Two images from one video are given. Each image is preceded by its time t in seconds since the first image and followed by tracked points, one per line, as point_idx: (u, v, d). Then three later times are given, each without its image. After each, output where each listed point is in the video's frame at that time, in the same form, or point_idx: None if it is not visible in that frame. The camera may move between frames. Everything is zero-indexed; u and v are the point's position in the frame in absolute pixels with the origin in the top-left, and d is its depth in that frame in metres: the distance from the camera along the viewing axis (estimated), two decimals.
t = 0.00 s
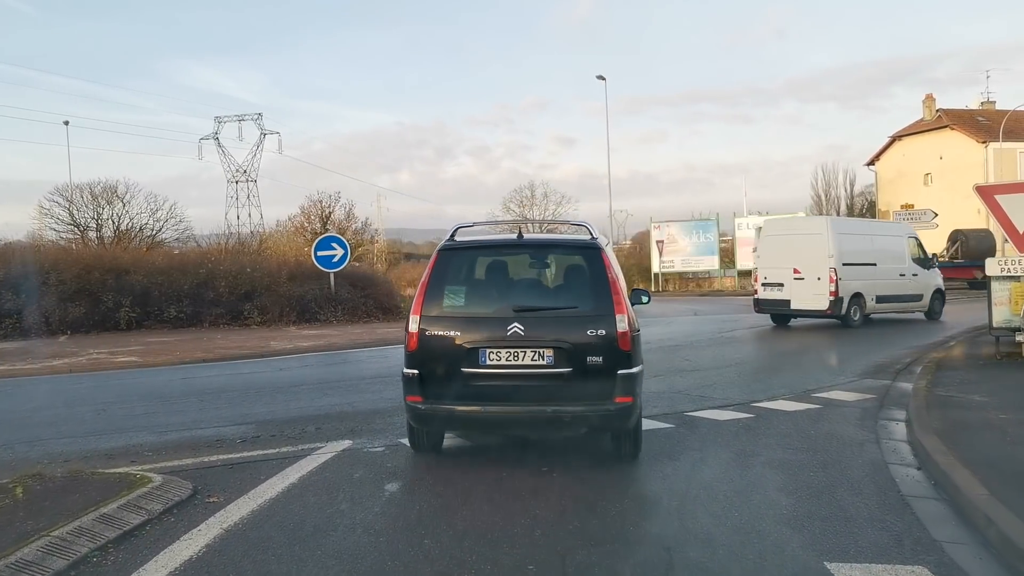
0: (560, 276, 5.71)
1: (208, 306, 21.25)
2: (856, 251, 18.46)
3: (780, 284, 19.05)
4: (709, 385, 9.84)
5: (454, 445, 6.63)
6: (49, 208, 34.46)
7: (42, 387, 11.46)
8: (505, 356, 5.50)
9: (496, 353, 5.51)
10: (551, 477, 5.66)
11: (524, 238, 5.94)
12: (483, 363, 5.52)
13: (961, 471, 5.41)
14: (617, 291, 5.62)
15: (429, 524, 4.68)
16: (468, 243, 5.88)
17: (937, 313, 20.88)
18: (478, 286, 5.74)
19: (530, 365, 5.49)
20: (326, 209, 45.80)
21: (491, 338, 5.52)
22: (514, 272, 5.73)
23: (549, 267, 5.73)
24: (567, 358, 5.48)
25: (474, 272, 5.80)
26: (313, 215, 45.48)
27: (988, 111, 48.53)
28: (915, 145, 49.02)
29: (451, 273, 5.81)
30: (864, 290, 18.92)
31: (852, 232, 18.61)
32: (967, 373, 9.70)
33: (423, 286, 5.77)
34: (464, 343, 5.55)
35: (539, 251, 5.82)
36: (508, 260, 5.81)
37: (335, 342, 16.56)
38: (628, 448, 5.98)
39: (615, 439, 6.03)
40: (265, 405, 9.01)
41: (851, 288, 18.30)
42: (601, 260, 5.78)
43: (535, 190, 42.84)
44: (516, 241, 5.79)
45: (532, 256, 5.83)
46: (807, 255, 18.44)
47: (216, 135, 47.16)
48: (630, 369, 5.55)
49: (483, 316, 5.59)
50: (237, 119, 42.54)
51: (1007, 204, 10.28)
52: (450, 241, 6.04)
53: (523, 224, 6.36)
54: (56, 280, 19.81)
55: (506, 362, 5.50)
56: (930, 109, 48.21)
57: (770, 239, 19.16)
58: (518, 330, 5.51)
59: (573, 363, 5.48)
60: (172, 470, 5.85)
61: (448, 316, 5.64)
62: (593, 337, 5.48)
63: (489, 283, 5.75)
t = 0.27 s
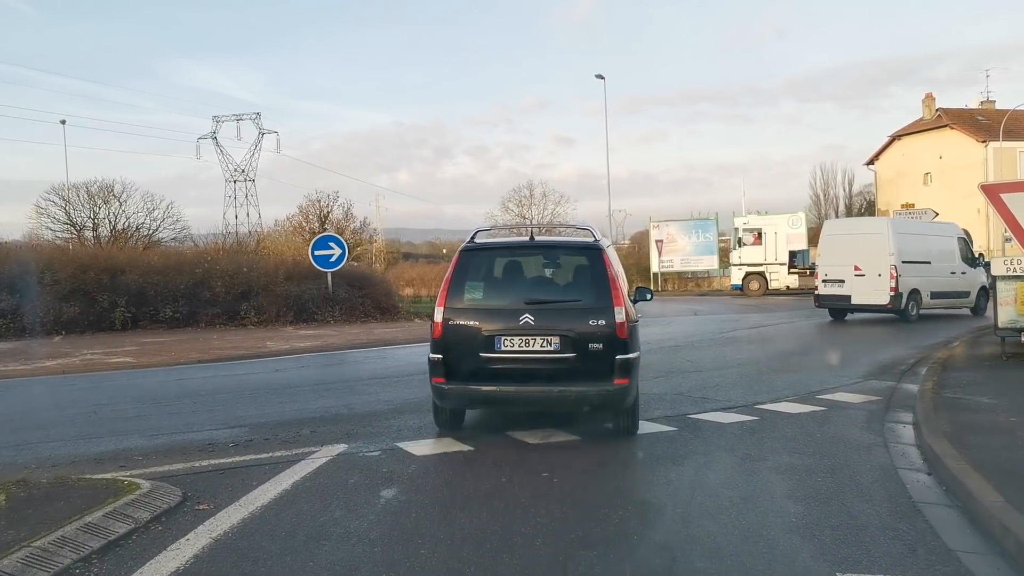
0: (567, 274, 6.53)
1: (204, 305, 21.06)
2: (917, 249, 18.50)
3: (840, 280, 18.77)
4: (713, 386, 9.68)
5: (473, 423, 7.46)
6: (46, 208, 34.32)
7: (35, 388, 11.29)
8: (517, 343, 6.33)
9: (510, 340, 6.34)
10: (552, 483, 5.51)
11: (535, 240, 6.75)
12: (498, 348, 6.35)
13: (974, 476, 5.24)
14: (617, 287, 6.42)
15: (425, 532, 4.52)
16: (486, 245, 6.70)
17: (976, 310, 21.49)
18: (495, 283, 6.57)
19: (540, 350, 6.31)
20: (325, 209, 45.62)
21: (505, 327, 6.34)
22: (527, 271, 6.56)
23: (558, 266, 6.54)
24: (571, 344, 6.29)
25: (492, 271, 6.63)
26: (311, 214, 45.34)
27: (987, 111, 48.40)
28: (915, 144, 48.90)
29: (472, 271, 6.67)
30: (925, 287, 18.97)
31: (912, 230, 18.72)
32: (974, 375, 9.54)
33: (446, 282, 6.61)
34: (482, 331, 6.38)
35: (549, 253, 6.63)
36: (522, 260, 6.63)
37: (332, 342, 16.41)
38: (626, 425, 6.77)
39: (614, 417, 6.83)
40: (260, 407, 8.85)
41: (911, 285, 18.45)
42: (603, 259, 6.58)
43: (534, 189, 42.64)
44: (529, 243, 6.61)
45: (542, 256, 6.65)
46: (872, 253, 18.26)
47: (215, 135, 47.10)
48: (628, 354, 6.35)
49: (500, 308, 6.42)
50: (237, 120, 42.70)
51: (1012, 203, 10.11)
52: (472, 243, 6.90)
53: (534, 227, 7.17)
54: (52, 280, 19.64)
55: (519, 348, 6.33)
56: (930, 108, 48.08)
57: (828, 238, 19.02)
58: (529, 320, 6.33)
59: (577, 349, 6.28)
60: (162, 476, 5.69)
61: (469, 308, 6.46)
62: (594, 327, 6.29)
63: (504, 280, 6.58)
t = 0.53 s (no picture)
0: (574, 273, 7.37)
1: (199, 306, 20.82)
2: (967, 249, 19.89)
3: (894, 279, 20.06)
4: (716, 389, 9.47)
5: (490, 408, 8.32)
6: (41, 207, 34.03)
7: (24, 391, 11.06)
8: (529, 334, 7.19)
9: (523, 332, 7.21)
10: (553, 490, 5.30)
11: (546, 244, 7.61)
12: (513, 339, 7.22)
13: (994, 486, 5.03)
14: (618, 285, 7.28)
15: (420, 545, 4.31)
16: (503, 248, 7.54)
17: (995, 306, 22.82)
18: (510, 282, 7.42)
19: (551, 341, 7.17)
20: (323, 208, 45.36)
21: (519, 319, 7.20)
22: (538, 270, 7.40)
23: (565, 266, 7.40)
24: (577, 334, 7.14)
25: (507, 271, 7.48)
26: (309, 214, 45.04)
27: (988, 110, 48.21)
28: (915, 144, 48.68)
29: (490, 271, 7.51)
30: (970, 285, 20.39)
31: (961, 232, 20.12)
32: (984, 377, 9.32)
33: (467, 281, 7.47)
34: (499, 324, 7.25)
35: (558, 255, 7.48)
36: (535, 261, 7.48)
37: (328, 343, 16.19)
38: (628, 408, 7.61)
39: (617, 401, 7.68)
40: (252, 411, 8.62)
41: (961, 283, 19.85)
42: (606, 260, 7.43)
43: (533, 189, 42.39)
44: (541, 246, 7.46)
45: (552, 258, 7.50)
46: (925, 253, 19.50)
47: (213, 134, 46.79)
48: (628, 344, 7.21)
49: (514, 304, 7.28)
50: (235, 119, 42.42)
51: (1021, 201, 9.88)
52: (489, 246, 7.74)
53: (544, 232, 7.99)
54: (45, 280, 19.39)
55: (531, 339, 7.19)
56: (930, 107, 47.90)
57: (882, 238, 20.31)
58: (539, 314, 7.19)
59: (583, 339, 7.14)
60: (147, 485, 5.48)
61: (487, 304, 7.32)
62: (598, 320, 7.14)
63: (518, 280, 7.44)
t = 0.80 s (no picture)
0: (584, 271, 8.24)
1: (193, 306, 20.52)
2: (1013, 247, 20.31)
3: (942, 276, 20.44)
4: (721, 392, 9.20)
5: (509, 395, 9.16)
6: (35, 207, 33.72)
7: (10, 394, 10.77)
8: (543, 326, 8.06)
9: (538, 324, 8.08)
10: (553, 502, 5.03)
11: (558, 246, 8.50)
12: (530, 330, 8.09)
13: (1019, 497, 4.76)
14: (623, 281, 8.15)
15: (413, 562, 4.05)
16: (520, 249, 8.42)
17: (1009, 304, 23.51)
18: (527, 279, 8.30)
19: (563, 331, 8.04)
20: (320, 208, 45.08)
21: (535, 313, 8.06)
22: (552, 269, 8.29)
23: (577, 265, 8.28)
24: (586, 325, 8.01)
25: (524, 269, 8.36)
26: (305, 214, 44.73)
27: (988, 109, 48.01)
28: (915, 143, 48.47)
29: (510, 270, 8.41)
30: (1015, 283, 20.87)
31: (1006, 230, 20.52)
32: (996, 380, 9.05)
33: (488, 279, 8.36)
34: (517, 317, 8.13)
35: (569, 255, 8.36)
36: (550, 261, 8.36)
37: (323, 344, 15.91)
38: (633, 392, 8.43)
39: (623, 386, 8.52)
40: (242, 415, 8.34)
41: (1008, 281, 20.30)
42: (612, 260, 8.31)
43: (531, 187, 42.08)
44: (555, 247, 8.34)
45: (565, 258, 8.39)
46: (969, 250, 19.98)
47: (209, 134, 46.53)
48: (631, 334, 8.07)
49: (530, 299, 8.16)
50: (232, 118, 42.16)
51: None
52: (509, 248, 8.65)
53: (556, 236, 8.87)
54: (35, 280, 19.08)
55: (546, 330, 8.06)
56: (930, 106, 47.72)
57: (930, 236, 20.66)
58: (552, 308, 8.07)
59: (592, 330, 8.01)
60: (126, 497, 5.19)
61: (506, 299, 8.20)
62: (606, 312, 8.00)
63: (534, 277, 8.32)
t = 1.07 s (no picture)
0: (597, 270, 8.91)
1: (185, 307, 20.15)
2: None
3: (988, 273, 20.44)
4: (727, 396, 8.88)
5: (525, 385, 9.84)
6: (27, 206, 33.31)
7: None
8: (559, 320, 8.72)
9: (554, 319, 8.75)
10: (556, 518, 4.70)
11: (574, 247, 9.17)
12: (547, 324, 8.76)
13: None
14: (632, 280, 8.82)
15: None
16: (539, 250, 9.09)
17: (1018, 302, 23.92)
18: (545, 278, 8.97)
19: (578, 326, 8.73)
20: (317, 207, 44.71)
21: (551, 308, 8.74)
22: (569, 268, 8.95)
23: (590, 265, 8.94)
24: (597, 320, 8.68)
25: (542, 269, 9.02)
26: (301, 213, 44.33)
27: (988, 108, 47.77)
28: (914, 142, 48.21)
29: (529, 270, 9.06)
30: None
31: None
32: (1012, 384, 8.72)
33: (510, 277, 9.04)
34: (535, 312, 8.81)
35: (584, 256, 9.02)
36: (567, 261, 9.03)
37: (316, 345, 15.58)
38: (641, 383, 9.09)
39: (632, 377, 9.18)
40: (229, 421, 8.01)
41: None
42: (623, 261, 8.98)
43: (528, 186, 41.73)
44: (572, 249, 9.01)
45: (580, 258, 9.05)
46: (1014, 249, 19.92)
47: (205, 133, 46.19)
48: (640, 329, 8.74)
49: (548, 296, 8.82)
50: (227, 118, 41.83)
51: None
52: (528, 249, 9.32)
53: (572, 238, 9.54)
54: (23, 280, 18.70)
55: (562, 325, 8.74)
56: (929, 105, 47.47)
57: (976, 233, 20.56)
58: (567, 304, 8.75)
59: (603, 324, 8.69)
60: (97, 514, 4.85)
61: (526, 296, 8.86)
62: (617, 309, 8.67)
63: (552, 276, 8.98)
